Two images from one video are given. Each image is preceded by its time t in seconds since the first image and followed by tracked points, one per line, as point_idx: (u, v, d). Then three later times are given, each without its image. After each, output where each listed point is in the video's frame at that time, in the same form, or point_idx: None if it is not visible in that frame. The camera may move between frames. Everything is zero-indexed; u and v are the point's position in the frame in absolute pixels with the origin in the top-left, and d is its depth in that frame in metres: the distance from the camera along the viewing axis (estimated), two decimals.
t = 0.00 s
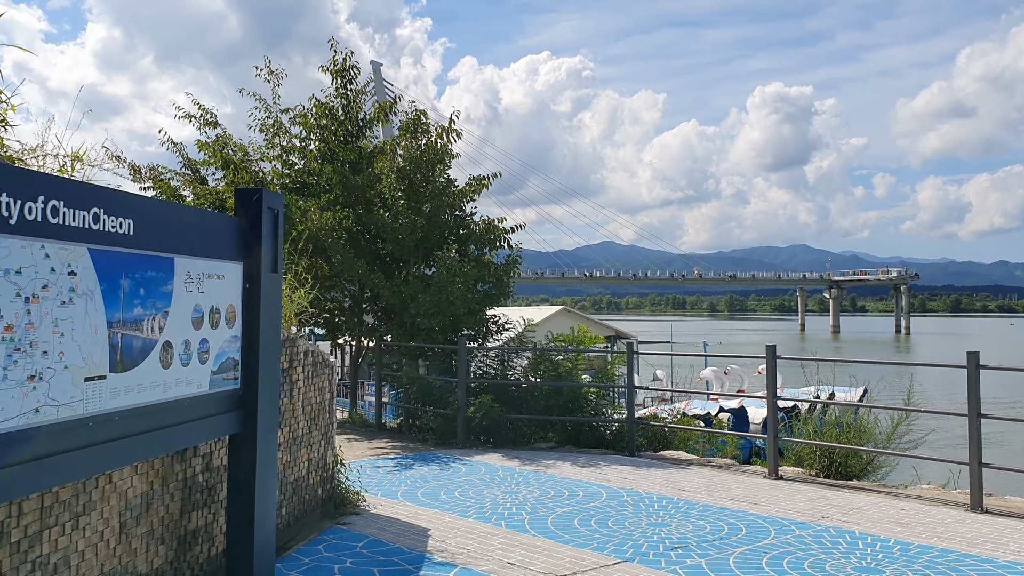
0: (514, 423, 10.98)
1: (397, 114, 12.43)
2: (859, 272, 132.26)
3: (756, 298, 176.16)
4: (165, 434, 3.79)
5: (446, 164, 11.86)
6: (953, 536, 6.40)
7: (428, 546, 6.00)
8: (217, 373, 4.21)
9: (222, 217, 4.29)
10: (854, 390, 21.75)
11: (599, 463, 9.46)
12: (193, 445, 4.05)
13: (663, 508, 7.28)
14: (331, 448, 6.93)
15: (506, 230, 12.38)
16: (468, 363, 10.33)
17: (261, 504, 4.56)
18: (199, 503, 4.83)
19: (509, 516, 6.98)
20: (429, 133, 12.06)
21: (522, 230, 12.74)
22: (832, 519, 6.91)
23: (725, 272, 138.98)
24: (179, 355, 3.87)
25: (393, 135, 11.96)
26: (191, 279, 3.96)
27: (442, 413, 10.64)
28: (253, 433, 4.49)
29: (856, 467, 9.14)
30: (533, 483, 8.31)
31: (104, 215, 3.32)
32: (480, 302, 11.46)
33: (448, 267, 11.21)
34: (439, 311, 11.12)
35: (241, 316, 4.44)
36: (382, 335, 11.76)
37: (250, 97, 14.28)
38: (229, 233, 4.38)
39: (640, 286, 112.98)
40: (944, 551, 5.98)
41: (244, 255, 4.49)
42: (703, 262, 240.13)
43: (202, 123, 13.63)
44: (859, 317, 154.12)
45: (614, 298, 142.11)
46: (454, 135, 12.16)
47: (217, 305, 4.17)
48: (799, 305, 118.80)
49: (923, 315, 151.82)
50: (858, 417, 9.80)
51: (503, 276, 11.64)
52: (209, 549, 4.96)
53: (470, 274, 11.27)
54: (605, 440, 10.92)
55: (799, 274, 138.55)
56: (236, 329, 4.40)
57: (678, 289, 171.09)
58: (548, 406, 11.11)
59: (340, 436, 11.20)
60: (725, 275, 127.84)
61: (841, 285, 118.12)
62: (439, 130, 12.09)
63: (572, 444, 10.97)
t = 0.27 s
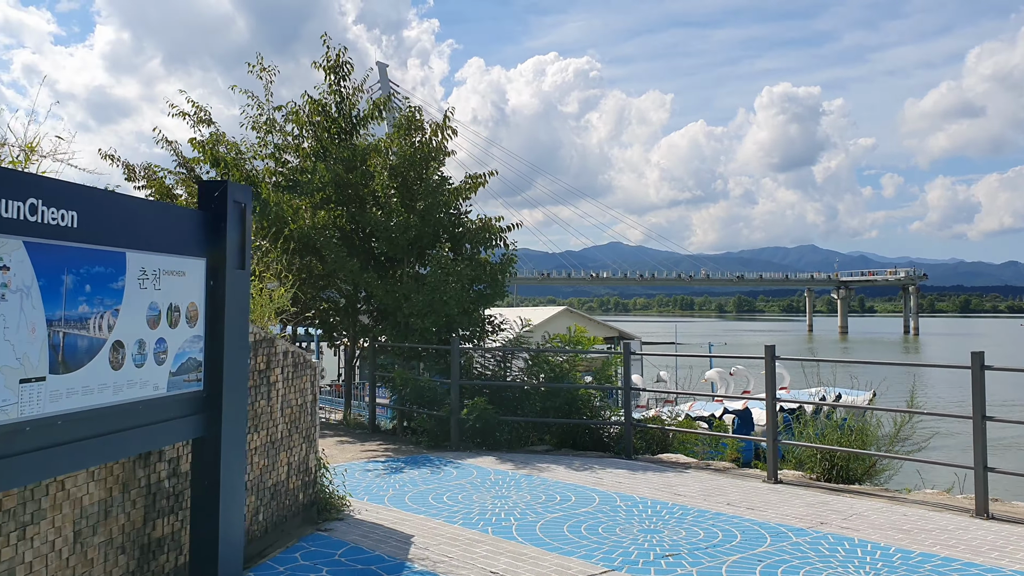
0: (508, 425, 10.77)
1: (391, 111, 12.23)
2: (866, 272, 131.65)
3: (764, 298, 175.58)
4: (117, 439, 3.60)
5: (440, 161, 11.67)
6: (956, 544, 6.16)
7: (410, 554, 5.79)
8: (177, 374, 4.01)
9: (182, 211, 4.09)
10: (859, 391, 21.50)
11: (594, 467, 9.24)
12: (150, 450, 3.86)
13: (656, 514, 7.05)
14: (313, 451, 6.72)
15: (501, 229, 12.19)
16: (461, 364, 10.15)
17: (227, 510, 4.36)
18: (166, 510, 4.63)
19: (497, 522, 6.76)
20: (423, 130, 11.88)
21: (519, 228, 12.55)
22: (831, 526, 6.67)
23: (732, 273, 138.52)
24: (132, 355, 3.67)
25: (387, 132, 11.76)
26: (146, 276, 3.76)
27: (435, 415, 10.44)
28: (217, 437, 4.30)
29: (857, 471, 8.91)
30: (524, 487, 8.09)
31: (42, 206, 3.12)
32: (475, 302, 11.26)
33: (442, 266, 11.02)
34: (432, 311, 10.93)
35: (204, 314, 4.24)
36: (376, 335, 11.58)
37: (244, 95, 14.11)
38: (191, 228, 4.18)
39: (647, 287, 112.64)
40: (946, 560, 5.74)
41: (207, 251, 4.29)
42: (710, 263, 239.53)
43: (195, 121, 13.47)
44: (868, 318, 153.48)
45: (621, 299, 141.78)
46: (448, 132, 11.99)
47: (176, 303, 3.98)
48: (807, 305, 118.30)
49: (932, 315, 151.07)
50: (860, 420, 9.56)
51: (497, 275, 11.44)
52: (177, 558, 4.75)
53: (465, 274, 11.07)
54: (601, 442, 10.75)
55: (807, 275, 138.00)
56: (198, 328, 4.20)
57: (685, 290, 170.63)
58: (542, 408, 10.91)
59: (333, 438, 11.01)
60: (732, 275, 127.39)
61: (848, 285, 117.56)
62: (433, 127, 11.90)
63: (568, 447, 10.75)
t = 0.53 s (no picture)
0: (517, 427, 10.57)
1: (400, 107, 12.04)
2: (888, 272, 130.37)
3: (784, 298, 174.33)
4: (85, 447, 3.41)
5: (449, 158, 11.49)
6: (978, 557, 5.87)
7: (405, 563, 5.58)
8: (151, 378, 3.83)
9: (160, 206, 3.91)
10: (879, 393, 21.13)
11: (603, 471, 9.00)
12: (122, 457, 3.68)
13: (664, 521, 6.81)
14: (310, 454, 6.52)
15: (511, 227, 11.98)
16: (468, 365, 9.96)
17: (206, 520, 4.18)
18: (148, 519, 4.45)
19: (498, 529, 6.54)
20: (431, 126, 11.68)
21: (529, 227, 12.33)
22: (846, 536, 6.40)
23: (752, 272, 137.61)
24: (99, 358, 3.49)
25: (395, 128, 11.57)
26: (116, 274, 3.58)
27: (442, 417, 10.24)
28: (197, 443, 4.11)
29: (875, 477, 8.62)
30: (531, 491, 7.86)
31: None
32: (484, 301, 11.07)
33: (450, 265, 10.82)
34: (440, 311, 10.74)
35: (183, 314, 4.06)
36: (383, 335, 11.40)
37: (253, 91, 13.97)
38: (170, 225, 3.99)
39: (666, 286, 112.06)
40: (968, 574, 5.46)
41: (188, 248, 4.10)
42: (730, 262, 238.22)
43: (203, 118, 13.35)
44: (889, 318, 152.03)
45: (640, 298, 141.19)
46: (457, 128, 11.79)
47: (150, 304, 3.79)
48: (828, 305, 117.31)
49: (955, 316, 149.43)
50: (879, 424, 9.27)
51: (506, 274, 11.25)
52: (158, 568, 4.56)
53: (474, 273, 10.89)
54: (610, 444, 10.57)
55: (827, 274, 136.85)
56: (177, 329, 4.01)
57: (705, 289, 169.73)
58: (552, 410, 10.69)
59: (338, 439, 10.84)
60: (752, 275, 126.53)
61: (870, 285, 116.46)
62: (443, 124, 11.71)
63: (578, 450, 10.52)
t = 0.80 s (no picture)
0: (524, 427, 10.34)
1: (405, 100, 11.80)
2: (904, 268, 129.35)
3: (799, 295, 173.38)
4: (52, 453, 3.19)
5: (455, 153, 11.26)
6: (1006, 564, 5.57)
7: (403, 572, 5.33)
8: (125, 378, 3.61)
9: (135, 197, 3.69)
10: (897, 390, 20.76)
11: (613, 472, 8.73)
12: (93, 462, 3.45)
13: (676, 526, 6.54)
14: (307, 457, 6.29)
15: (519, 221, 11.73)
16: (474, 364, 9.74)
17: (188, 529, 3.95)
18: (132, 530, 4.16)
19: (502, 534, 6.29)
20: (437, 119, 11.45)
21: (537, 221, 12.07)
22: (867, 541, 6.11)
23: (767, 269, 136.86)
24: (64, 356, 3.26)
25: (400, 121, 11.34)
26: (83, 268, 3.35)
27: (448, 417, 10.00)
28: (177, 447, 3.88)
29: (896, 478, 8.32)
30: (537, 494, 7.61)
31: None
32: (491, 298, 10.82)
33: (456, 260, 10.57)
34: (446, 308, 10.50)
35: (161, 311, 3.83)
36: (389, 333, 11.18)
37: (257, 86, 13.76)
38: (146, 217, 3.76)
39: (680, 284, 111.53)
40: None
41: (166, 242, 3.87)
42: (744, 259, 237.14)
43: (207, 113, 13.16)
44: (906, 314, 150.87)
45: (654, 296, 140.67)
46: (464, 121, 11.55)
47: (123, 299, 3.56)
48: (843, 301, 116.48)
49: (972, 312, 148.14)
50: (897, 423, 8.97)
51: (513, 270, 11.02)
52: None
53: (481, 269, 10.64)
54: (623, 445, 10.24)
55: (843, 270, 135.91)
56: (154, 326, 3.78)
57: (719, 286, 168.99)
58: (561, 410, 10.45)
59: (343, 440, 10.63)
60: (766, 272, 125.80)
61: (886, 281, 115.54)
62: (449, 116, 11.47)
63: (588, 450, 10.26)
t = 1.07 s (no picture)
0: (523, 431, 10.08)
1: (401, 96, 11.55)
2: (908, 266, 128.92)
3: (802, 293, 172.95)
4: (2, 468, 2.93)
5: (452, 149, 11.00)
6: None
7: None
8: (85, 386, 3.36)
9: (98, 194, 3.45)
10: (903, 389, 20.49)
11: (614, 477, 8.48)
12: (49, 478, 3.20)
13: (677, 536, 6.28)
14: (293, 465, 6.05)
15: (518, 219, 11.47)
16: (471, 366, 9.45)
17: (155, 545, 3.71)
18: (102, 551, 3.62)
19: (497, 545, 6.03)
20: (434, 115, 11.21)
21: (536, 219, 11.82)
22: (877, 552, 5.85)
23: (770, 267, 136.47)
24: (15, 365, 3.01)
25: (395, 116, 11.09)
26: (36, 269, 3.10)
27: (445, 421, 9.75)
28: (143, 459, 3.65)
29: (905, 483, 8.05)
30: (534, 500, 7.36)
31: None
32: (489, 298, 10.56)
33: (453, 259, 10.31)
34: (443, 309, 10.24)
35: (126, 315, 3.58)
36: (385, 334, 10.93)
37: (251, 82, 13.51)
38: (108, 215, 3.51)
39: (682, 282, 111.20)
40: None
41: (131, 241, 3.63)
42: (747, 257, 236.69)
43: (200, 110, 12.92)
44: (909, 312, 150.44)
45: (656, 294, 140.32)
46: (461, 118, 11.32)
47: (82, 303, 3.32)
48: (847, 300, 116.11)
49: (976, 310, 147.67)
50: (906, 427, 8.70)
51: (513, 271, 10.69)
52: None
53: (479, 268, 10.37)
54: (624, 448, 9.97)
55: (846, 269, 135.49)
56: (118, 331, 3.54)
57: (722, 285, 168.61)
58: (561, 412, 10.21)
59: (338, 444, 10.38)
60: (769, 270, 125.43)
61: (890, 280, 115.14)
62: (446, 112, 11.23)
63: (588, 453, 10.02)
